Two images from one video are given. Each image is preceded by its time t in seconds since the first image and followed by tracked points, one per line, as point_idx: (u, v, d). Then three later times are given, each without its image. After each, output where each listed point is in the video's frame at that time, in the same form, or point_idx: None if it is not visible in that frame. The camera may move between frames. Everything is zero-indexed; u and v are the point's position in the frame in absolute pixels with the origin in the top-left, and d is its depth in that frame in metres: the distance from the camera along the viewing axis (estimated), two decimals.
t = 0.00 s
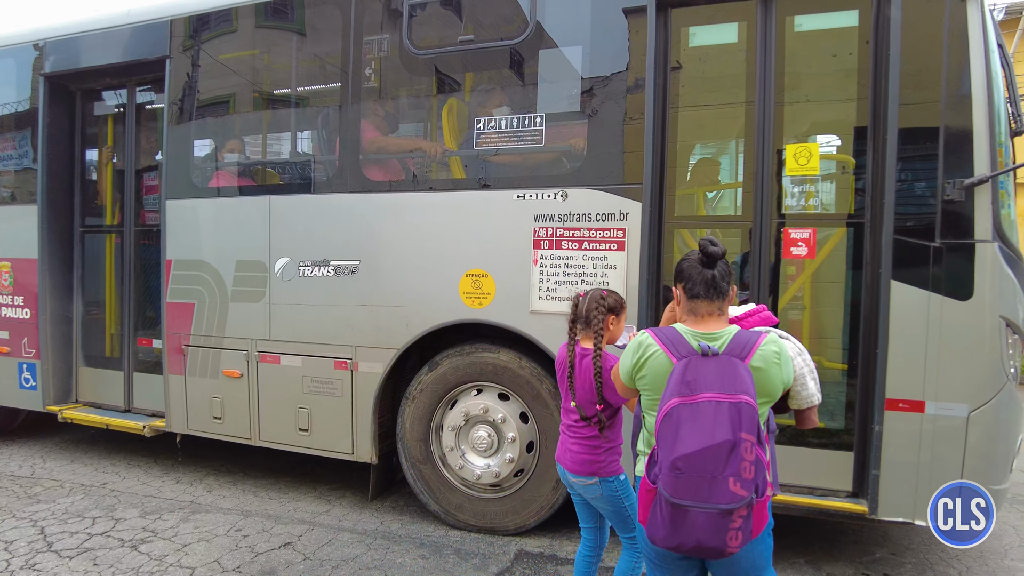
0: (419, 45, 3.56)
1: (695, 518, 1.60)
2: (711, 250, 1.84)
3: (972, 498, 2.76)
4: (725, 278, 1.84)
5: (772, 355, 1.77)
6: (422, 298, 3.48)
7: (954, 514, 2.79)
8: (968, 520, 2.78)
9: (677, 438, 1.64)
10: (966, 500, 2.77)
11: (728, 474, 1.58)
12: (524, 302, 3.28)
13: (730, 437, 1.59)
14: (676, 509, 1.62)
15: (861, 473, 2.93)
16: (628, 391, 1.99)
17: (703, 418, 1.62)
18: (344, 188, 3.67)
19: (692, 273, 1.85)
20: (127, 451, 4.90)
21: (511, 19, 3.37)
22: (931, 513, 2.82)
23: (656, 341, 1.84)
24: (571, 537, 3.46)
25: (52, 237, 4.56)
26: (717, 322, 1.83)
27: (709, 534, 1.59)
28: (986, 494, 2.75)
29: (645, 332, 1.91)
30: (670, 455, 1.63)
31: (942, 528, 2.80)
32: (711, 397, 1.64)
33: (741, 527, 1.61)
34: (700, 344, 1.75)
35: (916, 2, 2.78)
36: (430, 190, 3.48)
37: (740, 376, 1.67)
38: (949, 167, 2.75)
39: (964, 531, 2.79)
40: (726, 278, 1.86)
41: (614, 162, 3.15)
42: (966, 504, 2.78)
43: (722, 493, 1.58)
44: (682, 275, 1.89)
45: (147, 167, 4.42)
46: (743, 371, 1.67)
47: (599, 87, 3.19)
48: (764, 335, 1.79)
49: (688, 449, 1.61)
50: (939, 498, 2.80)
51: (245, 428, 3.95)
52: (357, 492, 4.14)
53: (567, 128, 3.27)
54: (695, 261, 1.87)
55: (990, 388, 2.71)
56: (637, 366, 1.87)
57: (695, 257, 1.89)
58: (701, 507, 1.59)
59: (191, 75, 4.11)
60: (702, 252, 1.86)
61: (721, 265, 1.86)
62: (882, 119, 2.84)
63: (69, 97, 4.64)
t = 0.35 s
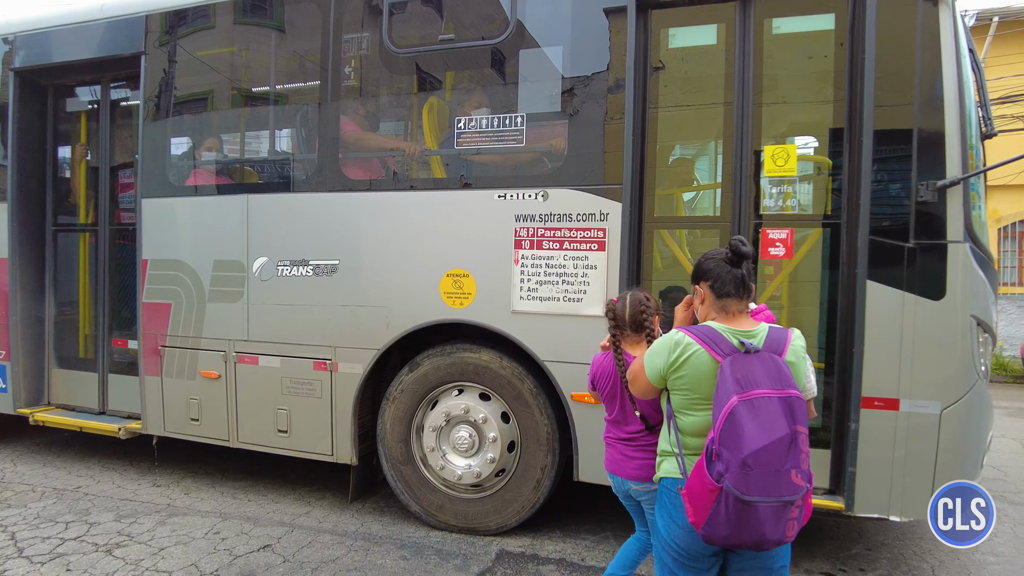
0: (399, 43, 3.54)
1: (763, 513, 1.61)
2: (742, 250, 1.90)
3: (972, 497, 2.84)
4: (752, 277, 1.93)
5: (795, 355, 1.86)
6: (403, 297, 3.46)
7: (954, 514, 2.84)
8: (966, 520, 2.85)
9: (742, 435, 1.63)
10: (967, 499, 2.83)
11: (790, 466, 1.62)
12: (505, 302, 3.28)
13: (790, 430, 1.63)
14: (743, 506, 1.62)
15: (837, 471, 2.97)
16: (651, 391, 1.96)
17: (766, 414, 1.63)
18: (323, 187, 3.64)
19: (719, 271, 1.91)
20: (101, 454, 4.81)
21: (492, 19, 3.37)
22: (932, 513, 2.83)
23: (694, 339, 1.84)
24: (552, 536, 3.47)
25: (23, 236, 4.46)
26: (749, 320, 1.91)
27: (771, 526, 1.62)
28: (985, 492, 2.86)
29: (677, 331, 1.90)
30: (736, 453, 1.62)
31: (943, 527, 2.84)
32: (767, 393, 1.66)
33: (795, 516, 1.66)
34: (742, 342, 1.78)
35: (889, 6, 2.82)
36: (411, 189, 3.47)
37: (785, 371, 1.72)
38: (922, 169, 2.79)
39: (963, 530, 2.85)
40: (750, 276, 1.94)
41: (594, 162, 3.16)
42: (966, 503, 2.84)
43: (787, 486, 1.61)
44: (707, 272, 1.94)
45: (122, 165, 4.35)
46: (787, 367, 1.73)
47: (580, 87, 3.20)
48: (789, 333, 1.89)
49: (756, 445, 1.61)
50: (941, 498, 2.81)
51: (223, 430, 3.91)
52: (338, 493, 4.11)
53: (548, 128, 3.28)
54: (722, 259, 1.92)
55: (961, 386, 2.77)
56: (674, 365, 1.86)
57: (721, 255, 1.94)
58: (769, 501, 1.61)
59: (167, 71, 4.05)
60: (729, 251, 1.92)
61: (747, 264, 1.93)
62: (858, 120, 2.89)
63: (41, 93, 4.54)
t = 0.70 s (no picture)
0: (384, 42, 3.53)
1: (798, 514, 1.63)
2: (762, 255, 1.91)
3: (971, 498, 2.95)
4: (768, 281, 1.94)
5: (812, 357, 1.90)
6: (388, 297, 3.45)
7: (954, 514, 2.93)
8: (965, 519, 2.96)
9: (776, 439, 1.64)
10: (965, 500, 2.94)
11: (821, 466, 1.66)
12: (491, 301, 3.28)
13: (819, 431, 1.66)
14: (780, 509, 1.63)
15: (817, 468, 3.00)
16: (669, 398, 1.92)
17: (797, 416, 1.66)
18: (307, 186, 3.62)
19: (740, 272, 1.92)
20: (81, 456, 4.74)
21: (477, 19, 3.37)
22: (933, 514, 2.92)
23: (719, 344, 1.83)
24: (538, 536, 3.47)
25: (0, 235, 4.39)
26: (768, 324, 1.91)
27: (805, 526, 1.65)
28: (985, 493, 2.98)
29: (700, 336, 1.88)
30: (772, 457, 1.63)
31: (945, 528, 2.93)
32: (797, 395, 1.69)
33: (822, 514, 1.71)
34: (766, 345, 1.80)
35: (870, 10, 2.86)
36: (396, 189, 3.45)
37: (809, 372, 1.76)
38: (902, 171, 2.83)
39: (961, 530, 2.95)
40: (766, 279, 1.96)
41: (579, 163, 3.16)
42: (965, 504, 2.95)
43: (819, 486, 1.65)
44: (727, 274, 1.94)
45: (101, 163, 4.29)
46: (808, 368, 1.77)
47: (565, 88, 3.21)
48: (804, 332, 1.93)
49: (792, 448, 1.63)
50: (941, 499, 2.89)
51: (205, 431, 3.87)
52: (322, 494, 4.08)
53: (533, 129, 3.28)
54: (742, 260, 1.93)
55: (939, 384, 2.81)
56: (699, 370, 1.84)
57: (740, 257, 1.95)
58: (803, 502, 1.63)
59: (148, 69, 4.00)
60: (749, 253, 1.94)
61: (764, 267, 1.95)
62: (839, 122, 2.92)
63: (18, 89, 4.47)
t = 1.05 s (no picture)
0: (371, 41, 3.52)
1: (799, 513, 1.65)
2: (761, 256, 1.94)
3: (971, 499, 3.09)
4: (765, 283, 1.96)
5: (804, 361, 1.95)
6: (375, 297, 3.43)
7: (954, 514, 3.08)
8: (965, 520, 3.09)
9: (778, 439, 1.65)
10: (966, 501, 3.09)
11: (819, 464, 1.68)
12: (479, 301, 3.28)
13: (818, 430, 1.69)
14: (782, 508, 1.64)
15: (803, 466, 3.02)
16: (667, 401, 1.88)
17: (798, 417, 1.67)
18: (293, 185, 3.60)
19: (742, 273, 1.92)
20: (64, 458, 4.69)
21: (465, 18, 3.36)
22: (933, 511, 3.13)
23: (720, 345, 1.83)
24: (526, 536, 3.47)
25: None
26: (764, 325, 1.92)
27: (804, 525, 1.67)
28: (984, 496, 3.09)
29: (700, 337, 1.87)
30: (775, 458, 1.63)
31: (945, 527, 3.09)
32: (796, 395, 1.70)
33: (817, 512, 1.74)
34: (764, 345, 1.81)
35: (855, 12, 2.89)
36: (384, 189, 3.44)
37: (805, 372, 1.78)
38: (887, 172, 2.86)
39: (962, 531, 3.09)
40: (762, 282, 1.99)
41: (567, 163, 3.16)
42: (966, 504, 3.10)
43: (818, 485, 1.67)
44: (729, 275, 1.93)
45: (85, 161, 4.24)
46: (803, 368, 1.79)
47: (553, 88, 3.21)
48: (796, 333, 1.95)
49: (794, 448, 1.64)
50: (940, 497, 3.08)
51: (191, 432, 3.84)
52: (309, 495, 4.06)
53: (522, 128, 3.28)
54: (745, 262, 1.94)
55: (922, 383, 2.85)
56: (700, 371, 1.83)
57: (740, 258, 1.95)
58: (804, 501, 1.65)
59: (133, 66, 3.96)
60: (752, 256, 1.95)
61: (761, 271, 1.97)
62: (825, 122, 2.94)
63: None
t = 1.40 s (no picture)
0: (361, 40, 3.51)
1: (755, 506, 1.66)
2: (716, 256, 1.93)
3: (972, 497, 3.44)
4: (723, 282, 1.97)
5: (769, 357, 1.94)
6: (365, 297, 3.42)
7: (953, 514, 3.38)
8: (966, 520, 3.36)
9: (733, 433, 1.66)
10: (965, 500, 3.41)
11: (776, 458, 1.69)
12: (470, 301, 3.27)
13: (774, 425, 1.70)
14: (738, 501, 1.66)
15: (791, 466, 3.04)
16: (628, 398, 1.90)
17: (754, 411, 1.69)
18: (283, 184, 3.58)
19: (695, 272, 1.95)
20: (50, 460, 4.64)
21: (455, 18, 3.35)
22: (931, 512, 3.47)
23: (677, 342, 1.85)
24: (517, 536, 3.47)
25: None
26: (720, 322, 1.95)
27: (762, 519, 1.68)
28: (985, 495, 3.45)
29: (659, 335, 1.89)
30: (729, 451, 1.65)
31: (944, 527, 3.39)
32: (752, 390, 1.72)
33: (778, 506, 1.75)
34: (721, 341, 1.82)
35: (844, 14, 2.90)
36: (374, 188, 3.43)
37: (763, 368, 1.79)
38: (875, 173, 2.89)
39: (962, 530, 3.36)
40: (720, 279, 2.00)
41: (558, 163, 3.17)
42: (966, 504, 3.41)
43: (775, 479, 1.68)
44: (682, 273, 1.97)
45: (71, 160, 4.19)
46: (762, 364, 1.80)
47: (543, 88, 3.21)
48: (757, 330, 1.97)
49: (749, 441, 1.66)
50: (940, 496, 3.40)
51: (180, 433, 3.81)
52: (299, 496, 4.04)
53: (512, 128, 3.28)
54: (699, 261, 1.96)
55: (910, 381, 2.87)
56: (656, 368, 1.85)
57: (695, 257, 1.98)
58: (760, 495, 1.67)
59: (120, 64, 3.93)
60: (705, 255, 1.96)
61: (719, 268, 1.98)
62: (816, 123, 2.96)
63: None
